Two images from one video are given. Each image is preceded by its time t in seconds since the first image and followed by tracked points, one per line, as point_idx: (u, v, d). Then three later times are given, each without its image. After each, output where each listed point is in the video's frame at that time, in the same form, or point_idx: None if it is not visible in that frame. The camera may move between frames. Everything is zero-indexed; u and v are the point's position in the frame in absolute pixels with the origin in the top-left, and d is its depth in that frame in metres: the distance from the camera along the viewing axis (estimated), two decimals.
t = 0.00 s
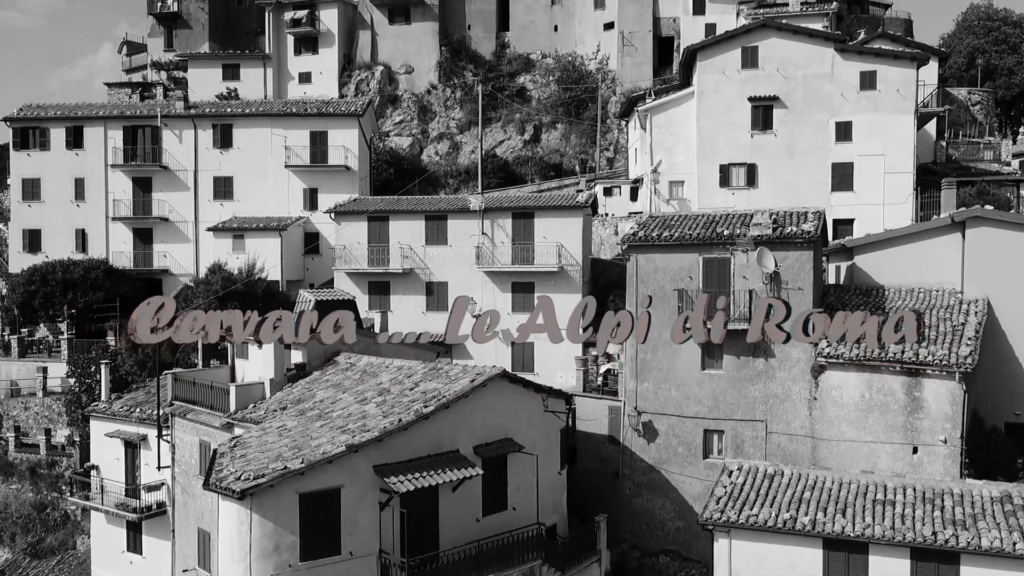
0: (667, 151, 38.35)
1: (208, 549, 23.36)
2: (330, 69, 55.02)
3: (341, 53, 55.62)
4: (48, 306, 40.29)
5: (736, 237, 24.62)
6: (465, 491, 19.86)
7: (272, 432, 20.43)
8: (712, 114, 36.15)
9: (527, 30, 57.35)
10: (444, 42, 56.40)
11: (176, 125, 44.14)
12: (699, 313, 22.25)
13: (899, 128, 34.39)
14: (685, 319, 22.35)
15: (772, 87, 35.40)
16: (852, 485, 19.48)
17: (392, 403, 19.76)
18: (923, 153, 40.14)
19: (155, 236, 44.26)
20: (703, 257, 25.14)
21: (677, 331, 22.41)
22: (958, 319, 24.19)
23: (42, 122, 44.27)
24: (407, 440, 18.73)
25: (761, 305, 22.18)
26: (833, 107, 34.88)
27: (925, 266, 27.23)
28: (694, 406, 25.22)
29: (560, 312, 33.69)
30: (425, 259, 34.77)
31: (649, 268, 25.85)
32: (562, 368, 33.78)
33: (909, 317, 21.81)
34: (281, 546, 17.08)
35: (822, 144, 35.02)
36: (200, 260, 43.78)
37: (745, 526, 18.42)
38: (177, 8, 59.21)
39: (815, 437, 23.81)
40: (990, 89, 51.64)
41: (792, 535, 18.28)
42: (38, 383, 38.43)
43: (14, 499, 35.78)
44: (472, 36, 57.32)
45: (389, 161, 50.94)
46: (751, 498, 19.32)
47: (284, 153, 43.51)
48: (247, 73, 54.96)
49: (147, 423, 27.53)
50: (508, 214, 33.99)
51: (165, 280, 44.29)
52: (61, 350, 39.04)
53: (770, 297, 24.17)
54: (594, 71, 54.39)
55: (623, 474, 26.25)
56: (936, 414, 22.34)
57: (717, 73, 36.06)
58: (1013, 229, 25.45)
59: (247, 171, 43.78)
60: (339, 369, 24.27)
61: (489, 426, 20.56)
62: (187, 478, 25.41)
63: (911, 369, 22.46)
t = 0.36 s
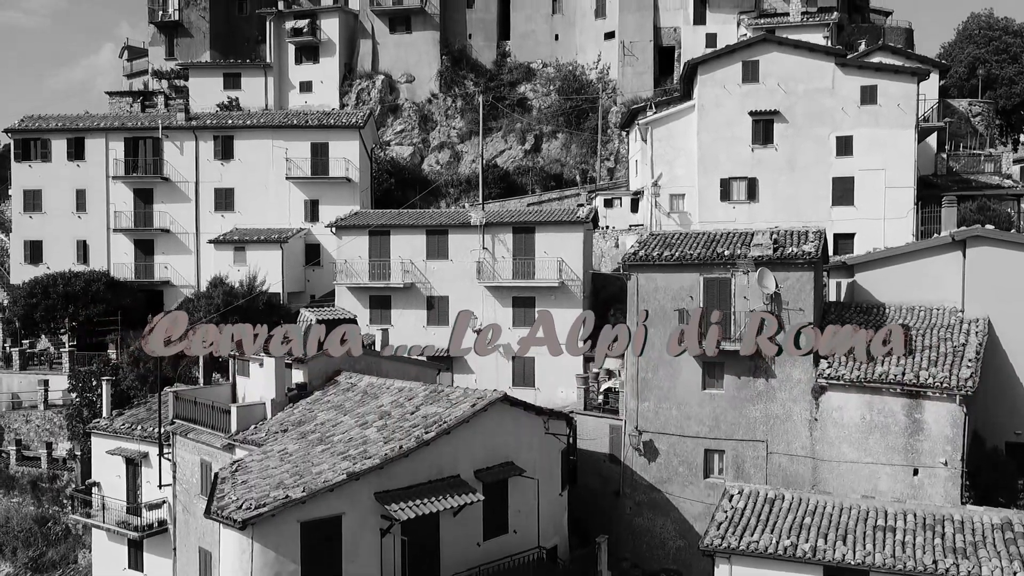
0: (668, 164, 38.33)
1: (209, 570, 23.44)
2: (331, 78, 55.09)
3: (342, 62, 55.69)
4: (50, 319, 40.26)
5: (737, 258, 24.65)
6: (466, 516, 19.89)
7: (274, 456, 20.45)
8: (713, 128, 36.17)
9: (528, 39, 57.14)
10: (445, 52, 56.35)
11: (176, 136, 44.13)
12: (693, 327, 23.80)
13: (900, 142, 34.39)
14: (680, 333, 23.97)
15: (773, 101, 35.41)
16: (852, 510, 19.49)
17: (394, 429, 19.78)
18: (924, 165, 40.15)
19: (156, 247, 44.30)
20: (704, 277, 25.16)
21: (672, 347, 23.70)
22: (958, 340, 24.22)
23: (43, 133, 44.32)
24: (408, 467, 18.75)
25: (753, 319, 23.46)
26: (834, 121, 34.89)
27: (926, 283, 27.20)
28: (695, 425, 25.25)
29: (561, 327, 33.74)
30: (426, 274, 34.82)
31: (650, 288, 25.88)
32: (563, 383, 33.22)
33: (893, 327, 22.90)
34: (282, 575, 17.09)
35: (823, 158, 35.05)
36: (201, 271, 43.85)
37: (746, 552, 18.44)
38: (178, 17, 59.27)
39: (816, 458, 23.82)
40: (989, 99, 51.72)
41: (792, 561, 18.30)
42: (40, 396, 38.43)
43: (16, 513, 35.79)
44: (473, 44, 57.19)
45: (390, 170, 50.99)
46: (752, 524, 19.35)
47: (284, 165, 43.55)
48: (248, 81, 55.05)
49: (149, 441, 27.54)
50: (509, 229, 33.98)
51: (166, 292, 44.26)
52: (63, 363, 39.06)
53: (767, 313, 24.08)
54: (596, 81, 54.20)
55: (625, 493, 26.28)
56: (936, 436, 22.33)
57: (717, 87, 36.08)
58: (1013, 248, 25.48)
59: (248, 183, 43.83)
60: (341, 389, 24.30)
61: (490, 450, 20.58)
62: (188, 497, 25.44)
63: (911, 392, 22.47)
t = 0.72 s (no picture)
0: (669, 178, 38.33)
1: None
2: (332, 87, 55.17)
3: (343, 71, 55.77)
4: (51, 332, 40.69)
5: (737, 279, 24.72)
6: (467, 541, 19.92)
7: (274, 481, 20.48)
8: (713, 142, 36.18)
9: (529, 48, 57.06)
10: (446, 61, 56.39)
11: (177, 148, 44.12)
12: (688, 341, 24.46)
13: (901, 157, 34.41)
14: (676, 346, 24.67)
15: (773, 116, 35.44)
16: (852, 536, 19.52)
17: (395, 455, 19.82)
18: (925, 178, 40.15)
19: (157, 259, 44.31)
20: (705, 297, 25.17)
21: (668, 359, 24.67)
22: (958, 361, 24.24)
23: (45, 145, 44.39)
24: (409, 494, 18.78)
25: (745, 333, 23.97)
26: (834, 136, 34.91)
27: (926, 301, 27.20)
28: (695, 445, 25.27)
29: (562, 342, 33.80)
30: (427, 289, 34.84)
31: (650, 308, 25.91)
32: (563, 398, 33.28)
33: (880, 343, 23.87)
34: None
35: (823, 173, 35.10)
36: (202, 284, 43.82)
37: None
38: (179, 25, 59.37)
39: (816, 479, 23.87)
40: (990, 108, 51.75)
41: None
42: (41, 409, 38.45)
43: (17, 527, 35.82)
44: (474, 54, 57.19)
45: (390, 181, 51.03)
46: (752, 551, 19.39)
47: (285, 177, 43.60)
48: (249, 91, 55.21)
49: (150, 459, 27.46)
50: (510, 244, 34.01)
51: (167, 304, 44.12)
52: (64, 376, 39.13)
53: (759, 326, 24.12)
54: (596, 91, 54.19)
55: (625, 512, 26.36)
56: (936, 459, 22.36)
57: (718, 102, 36.10)
58: (1013, 268, 25.52)
59: (248, 195, 43.88)
60: (342, 410, 24.35)
61: (490, 475, 20.61)
62: (189, 517, 25.50)
63: (911, 415, 22.49)
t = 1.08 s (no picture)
0: (669, 192, 38.33)
1: None
2: (332, 97, 55.24)
3: (343, 81, 55.82)
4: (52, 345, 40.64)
5: (737, 300, 24.84)
6: (467, 568, 19.94)
7: (275, 507, 20.51)
8: (714, 157, 36.18)
9: (529, 58, 57.01)
10: (447, 71, 56.45)
11: (179, 161, 44.15)
12: (683, 354, 24.66)
13: (901, 173, 34.44)
14: (672, 359, 24.84)
15: (773, 131, 35.46)
16: (853, 563, 19.54)
17: (396, 482, 19.87)
18: (925, 191, 40.18)
19: (158, 271, 44.36)
20: (706, 318, 25.27)
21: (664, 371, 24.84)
22: (957, 383, 24.30)
23: (46, 157, 44.46)
24: (410, 523, 18.81)
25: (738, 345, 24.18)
26: (835, 152, 34.94)
27: (926, 321, 27.23)
28: (695, 466, 25.29)
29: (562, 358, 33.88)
30: (428, 304, 34.87)
31: (651, 328, 25.94)
32: (564, 413, 33.28)
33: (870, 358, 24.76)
34: None
35: (824, 189, 35.15)
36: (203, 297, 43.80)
37: None
38: (180, 35, 59.44)
39: (816, 501, 23.90)
40: (990, 119, 51.82)
41: None
42: (42, 423, 38.46)
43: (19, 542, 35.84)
44: (474, 63, 57.24)
45: (391, 192, 51.08)
46: None
47: (286, 190, 43.66)
48: (250, 101, 55.35)
49: (151, 478, 27.60)
50: (511, 260, 34.03)
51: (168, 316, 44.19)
52: (65, 390, 39.18)
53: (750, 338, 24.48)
54: (597, 102, 54.15)
55: (626, 532, 26.41)
56: (937, 483, 22.37)
57: (718, 117, 36.11)
58: (1012, 289, 25.60)
59: (249, 208, 43.95)
60: (342, 432, 24.40)
61: (491, 500, 20.64)
62: (191, 537, 25.56)
63: (911, 438, 22.54)
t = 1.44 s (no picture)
0: (669, 209, 38.35)
1: None
2: (333, 109, 55.29)
3: (343, 92, 55.86)
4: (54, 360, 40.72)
5: (737, 325, 24.90)
6: None
7: (276, 536, 20.54)
8: (714, 174, 36.17)
9: (530, 69, 56.97)
10: (447, 82, 56.48)
11: (179, 175, 44.18)
12: (677, 368, 24.96)
13: (902, 191, 34.47)
14: (667, 373, 25.06)
15: (774, 148, 35.46)
16: None
17: (398, 513, 19.93)
18: (925, 206, 40.19)
19: (159, 285, 44.37)
20: (706, 342, 25.33)
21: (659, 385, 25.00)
22: (957, 408, 24.34)
23: (47, 171, 44.54)
24: (411, 554, 18.85)
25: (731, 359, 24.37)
26: (835, 169, 34.94)
27: (926, 343, 27.25)
28: (695, 490, 25.32)
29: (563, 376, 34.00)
30: (428, 321, 34.88)
31: (652, 351, 25.96)
32: (565, 432, 33.31)
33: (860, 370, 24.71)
34: None
35: (825, 207, 35.17)
36: (204, 311, 43.82)
37: None
38: (181, 45, 59.50)
39: (817, 526, 23.93)
40: (990, 131, 51.84)
41: None
42: (43, 439, 38.47)
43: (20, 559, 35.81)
44: (475, 74, 57.24)
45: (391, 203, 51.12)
46: None
47: (287, 204, 43.72)
48: (251, 112, 55.48)
49: (152, 500, 27.62)
50: (511, 278, 34.07)
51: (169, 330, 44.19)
52: (66, 406, 39.22)
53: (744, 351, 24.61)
54: (597, 113, 54.22)
55: (626, 555, 26.34)
56: (937, 509, 22.40)
57: (719, 133, 36.04)
58: (1012, 312, 25.67)
59: (250, 222, 43.98)
60: (343, 457, 24.43)
61: (491, 529, 20.66)
62: (192, 560, 25.58)
63: (911, 464, 22.59)
